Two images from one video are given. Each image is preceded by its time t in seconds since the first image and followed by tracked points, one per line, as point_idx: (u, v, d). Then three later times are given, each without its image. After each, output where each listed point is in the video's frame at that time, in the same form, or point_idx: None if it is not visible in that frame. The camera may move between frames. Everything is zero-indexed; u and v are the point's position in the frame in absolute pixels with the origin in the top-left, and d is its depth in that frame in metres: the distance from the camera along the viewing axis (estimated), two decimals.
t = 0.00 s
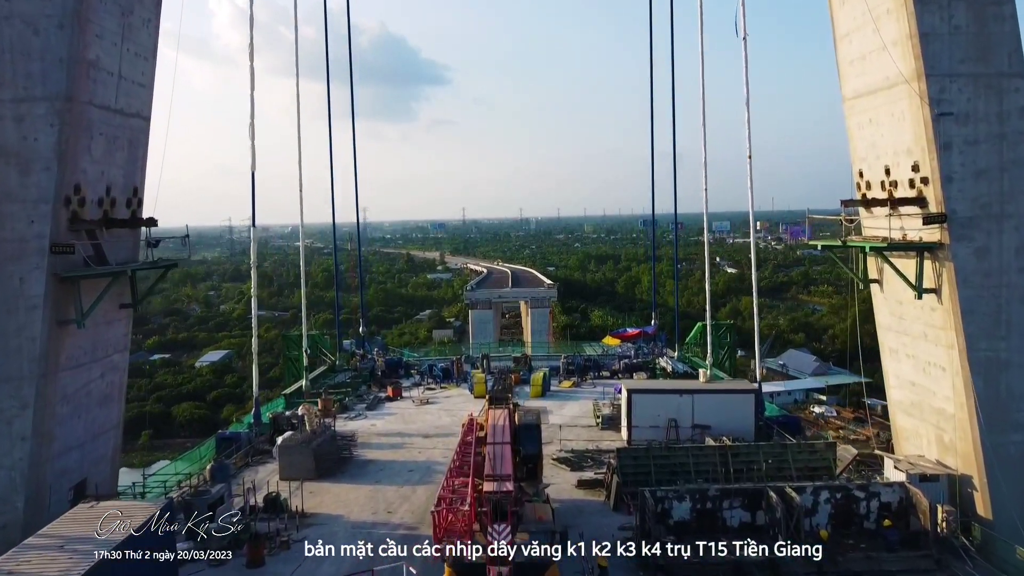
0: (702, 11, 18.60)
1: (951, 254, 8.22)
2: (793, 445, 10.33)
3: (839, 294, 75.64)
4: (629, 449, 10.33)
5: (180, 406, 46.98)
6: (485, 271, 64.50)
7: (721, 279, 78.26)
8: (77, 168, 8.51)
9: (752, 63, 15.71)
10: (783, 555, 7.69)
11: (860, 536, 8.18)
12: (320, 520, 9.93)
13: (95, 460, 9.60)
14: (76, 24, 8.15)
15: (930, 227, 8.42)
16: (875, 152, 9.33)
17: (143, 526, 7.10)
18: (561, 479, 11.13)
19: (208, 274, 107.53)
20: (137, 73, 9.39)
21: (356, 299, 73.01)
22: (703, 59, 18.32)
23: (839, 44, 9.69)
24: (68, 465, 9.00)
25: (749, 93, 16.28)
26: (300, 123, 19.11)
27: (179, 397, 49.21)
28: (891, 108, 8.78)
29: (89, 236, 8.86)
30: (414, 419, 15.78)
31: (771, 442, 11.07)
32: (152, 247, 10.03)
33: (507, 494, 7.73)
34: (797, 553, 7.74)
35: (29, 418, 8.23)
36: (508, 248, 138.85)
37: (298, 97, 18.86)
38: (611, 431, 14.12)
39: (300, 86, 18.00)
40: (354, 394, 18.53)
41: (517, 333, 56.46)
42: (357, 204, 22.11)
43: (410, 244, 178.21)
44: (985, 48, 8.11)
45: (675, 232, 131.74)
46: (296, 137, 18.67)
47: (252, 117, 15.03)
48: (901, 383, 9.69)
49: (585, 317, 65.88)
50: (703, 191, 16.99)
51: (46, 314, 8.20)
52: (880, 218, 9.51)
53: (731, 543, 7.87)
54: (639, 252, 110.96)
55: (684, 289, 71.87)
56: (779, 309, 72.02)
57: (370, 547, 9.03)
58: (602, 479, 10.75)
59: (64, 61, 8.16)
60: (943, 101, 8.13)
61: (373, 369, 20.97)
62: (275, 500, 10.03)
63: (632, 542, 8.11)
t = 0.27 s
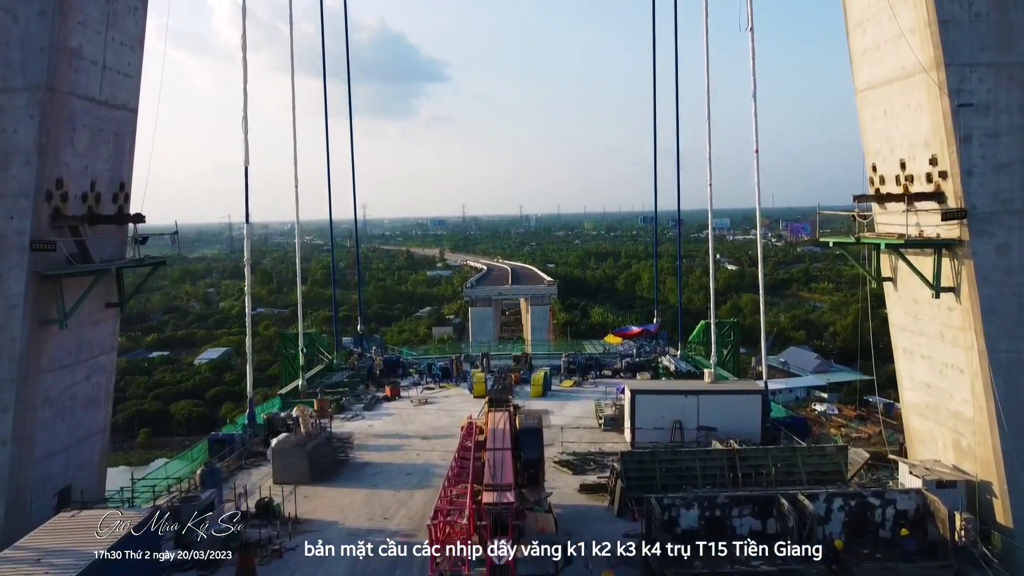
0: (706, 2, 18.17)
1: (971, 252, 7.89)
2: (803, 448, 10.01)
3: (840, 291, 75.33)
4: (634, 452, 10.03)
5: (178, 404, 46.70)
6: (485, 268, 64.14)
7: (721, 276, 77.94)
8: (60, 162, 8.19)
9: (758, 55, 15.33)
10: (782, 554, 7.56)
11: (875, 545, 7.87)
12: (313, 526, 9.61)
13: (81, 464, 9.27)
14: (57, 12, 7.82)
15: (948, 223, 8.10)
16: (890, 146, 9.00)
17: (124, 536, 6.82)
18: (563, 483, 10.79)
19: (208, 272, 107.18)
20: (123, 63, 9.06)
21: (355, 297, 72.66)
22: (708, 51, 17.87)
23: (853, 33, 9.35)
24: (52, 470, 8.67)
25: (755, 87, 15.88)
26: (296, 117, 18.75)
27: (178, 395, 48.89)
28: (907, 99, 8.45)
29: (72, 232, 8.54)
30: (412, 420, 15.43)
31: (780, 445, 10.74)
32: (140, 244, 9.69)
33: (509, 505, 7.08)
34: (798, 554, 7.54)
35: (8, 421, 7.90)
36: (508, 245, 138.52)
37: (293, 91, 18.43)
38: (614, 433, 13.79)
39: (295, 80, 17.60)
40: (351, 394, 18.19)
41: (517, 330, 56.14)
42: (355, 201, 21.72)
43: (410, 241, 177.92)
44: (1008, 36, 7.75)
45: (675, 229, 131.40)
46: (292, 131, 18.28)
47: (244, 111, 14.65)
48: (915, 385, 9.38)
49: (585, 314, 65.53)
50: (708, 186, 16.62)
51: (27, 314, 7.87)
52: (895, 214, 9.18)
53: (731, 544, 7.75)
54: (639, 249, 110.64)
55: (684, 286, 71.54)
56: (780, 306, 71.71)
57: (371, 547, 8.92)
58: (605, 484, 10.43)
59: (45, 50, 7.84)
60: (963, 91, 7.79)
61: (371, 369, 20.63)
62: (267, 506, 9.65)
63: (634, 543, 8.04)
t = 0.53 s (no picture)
0: None
1: (992, 249, 7.56)
2: (814, 452, 9.67)
3: (840, 288, 75.07)
4: (638, 456, 9.72)
5: (176, 402, 46.38)
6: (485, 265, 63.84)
7: (722, 273, 77.67)
8: (40, 155, 7.86)
9: (766, 47, 14.92)
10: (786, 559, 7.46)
11: (891, 555, 7.57)
12: (306, 534, 9.27)
13: (65, 470, 8.93)
14: None
15: (968, 219, 7.76)
16: (906, 139, 8.68)
17: (107, 545, 6.51)
18: (565, 488, 10.46)
19: (207, 268, 106.85)
20: (107, 53, 8.74)
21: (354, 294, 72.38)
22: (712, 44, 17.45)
23: (866, 23, 9.03)
24: (34, 476, 8.34)
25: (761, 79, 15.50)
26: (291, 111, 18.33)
27: (176, 393, 48.58)
28: (925, 89, 8.12)
29: (54, 229, 8.21)
30: (410, 421, 15.09)
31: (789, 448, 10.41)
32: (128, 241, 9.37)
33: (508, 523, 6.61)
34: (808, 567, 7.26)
35: None
36: (508, 242, 138.28)
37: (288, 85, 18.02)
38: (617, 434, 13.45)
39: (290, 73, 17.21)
40: (348, 393, 17.86)
41: (517, 327, 55.84)
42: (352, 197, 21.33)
43: (410, 238, 177.65)
44: None
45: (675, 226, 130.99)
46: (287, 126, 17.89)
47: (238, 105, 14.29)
48: (930, 387, 9.07)
49: (586, 311, 65.17)
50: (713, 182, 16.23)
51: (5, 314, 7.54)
52: (911, 210, 8.85)
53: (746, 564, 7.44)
54: (639, 246, 110.41)
55: (684, 283, 71.20)
56: (781, 303, 71.43)
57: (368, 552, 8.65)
58: (608, 488, 10.10)
59: (24, 39, 7.51)
60: (985, 81, 7.45)
61: (368, 367, 20.29)
62: (259, 512, 9.35)
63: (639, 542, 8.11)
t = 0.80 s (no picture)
0: None
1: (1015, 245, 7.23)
2: (824, 455, 9.36)
3: (841, 285, 74.76)
4: (643, 460, 9.42)
5: (175, 399, 46.10)
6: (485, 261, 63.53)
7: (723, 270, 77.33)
8: (18, 147, 7.51)
9: (773, 38, 14.54)
10: None
11: (909, 566, 7.26)
12: (299, 541, 8.96)
13: (50, 475, 8.61)
14: None
15: (990, 215, 7.44)
16: (924, 131, 8.37)
17: (87, 556, 6.21)
18: (567, 492, 10.13)
19: (207, 265, 106.52)
20: (91, 41, 8.41)
21: (355, 291, 72.20)
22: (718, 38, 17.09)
23: (881, 10, 8.71)
24: (16, 482, 8.02)
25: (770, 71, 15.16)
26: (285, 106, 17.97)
27: (175, 389, 48.30)
28: (944, 79, 7.81)
29: (33, 225, 7.86)
30: (408, 421, 14.77)
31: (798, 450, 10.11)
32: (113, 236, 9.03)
33: (510, 539, 6.27)
34: None
35: None
36: (508, 238, 137.96)
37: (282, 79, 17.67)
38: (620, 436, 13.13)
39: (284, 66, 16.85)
40: (345, 393, 17.54)
41: (518, 324, 55.55)
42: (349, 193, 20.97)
43: (410, 234, 177.61)
44: None
45: (675, 223, 130.74)
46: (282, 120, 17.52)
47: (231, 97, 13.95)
48: (946, 388, 8.76)
49: (586, 308, 64.86)
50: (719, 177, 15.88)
51: None
52: (929, 205, 8.53)
53: None
54: (639, 242, 110.07)
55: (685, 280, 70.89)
56: (782, 300, 71.12)
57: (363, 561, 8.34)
58: (612, 493, 9.78)
59: None
60: (1009, 70, 7.12)
61: (366, 366, 19.98)
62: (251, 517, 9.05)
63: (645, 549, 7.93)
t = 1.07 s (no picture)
0: None
1: None
2: (836, 459, 9.04)
3: (842, 280, 74.43)
4: (648, 464, 9.09)
5: (173, 395, 45.86)
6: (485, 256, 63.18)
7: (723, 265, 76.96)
8: None
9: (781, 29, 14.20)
10: None
11: None
12: (292, 549, 8.64)
13: (32, 481, 8.31)
14: None
15: (1012, 211, 7.12)
16: (942, 122, 8.05)
17: (82, 554, 6.21)
18: (569, 496, 9.81)
19: (206, 261, 106.14)
20: (73, 28, 8.08)
21: (354, 287, 71.90)
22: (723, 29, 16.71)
23: None
24: None
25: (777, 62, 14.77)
26: (280, 100, 17.65)
27: (173, 385, 47.98)
28: (965, 67, 7.48)
29: (12, 220, 7.53)
30: (406, 421, 14.44)
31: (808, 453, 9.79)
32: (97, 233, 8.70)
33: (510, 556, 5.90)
34: None
35: None
36: (508, 234, 137.69)
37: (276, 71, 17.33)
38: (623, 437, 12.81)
39: (278, 58, 16.49)
40: (342, 392, 17.24)
41: (517, 320, 55.23)
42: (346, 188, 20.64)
43: (410, 230, 177.28)
44: None
45: (675, 218, 130.46)
46: (276, 114, 17.18)
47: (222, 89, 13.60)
48: (963, 390, 8.46)
49: (586, 304, 64.61)
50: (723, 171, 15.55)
51: None
52: (947, 200, 8.22)
53: None
54: (639, 238, 109.72)
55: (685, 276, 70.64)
56: (782, 295, 70.77)
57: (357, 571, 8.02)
58: (615, 497, 9.45)
59: None
60: None
61: (364, 364, 19.65)
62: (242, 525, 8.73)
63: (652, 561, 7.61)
